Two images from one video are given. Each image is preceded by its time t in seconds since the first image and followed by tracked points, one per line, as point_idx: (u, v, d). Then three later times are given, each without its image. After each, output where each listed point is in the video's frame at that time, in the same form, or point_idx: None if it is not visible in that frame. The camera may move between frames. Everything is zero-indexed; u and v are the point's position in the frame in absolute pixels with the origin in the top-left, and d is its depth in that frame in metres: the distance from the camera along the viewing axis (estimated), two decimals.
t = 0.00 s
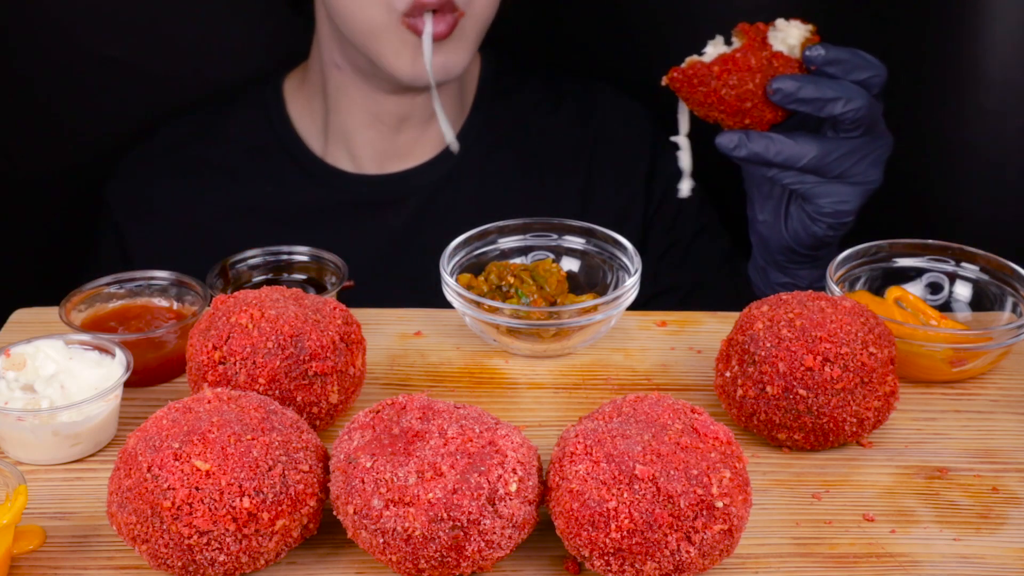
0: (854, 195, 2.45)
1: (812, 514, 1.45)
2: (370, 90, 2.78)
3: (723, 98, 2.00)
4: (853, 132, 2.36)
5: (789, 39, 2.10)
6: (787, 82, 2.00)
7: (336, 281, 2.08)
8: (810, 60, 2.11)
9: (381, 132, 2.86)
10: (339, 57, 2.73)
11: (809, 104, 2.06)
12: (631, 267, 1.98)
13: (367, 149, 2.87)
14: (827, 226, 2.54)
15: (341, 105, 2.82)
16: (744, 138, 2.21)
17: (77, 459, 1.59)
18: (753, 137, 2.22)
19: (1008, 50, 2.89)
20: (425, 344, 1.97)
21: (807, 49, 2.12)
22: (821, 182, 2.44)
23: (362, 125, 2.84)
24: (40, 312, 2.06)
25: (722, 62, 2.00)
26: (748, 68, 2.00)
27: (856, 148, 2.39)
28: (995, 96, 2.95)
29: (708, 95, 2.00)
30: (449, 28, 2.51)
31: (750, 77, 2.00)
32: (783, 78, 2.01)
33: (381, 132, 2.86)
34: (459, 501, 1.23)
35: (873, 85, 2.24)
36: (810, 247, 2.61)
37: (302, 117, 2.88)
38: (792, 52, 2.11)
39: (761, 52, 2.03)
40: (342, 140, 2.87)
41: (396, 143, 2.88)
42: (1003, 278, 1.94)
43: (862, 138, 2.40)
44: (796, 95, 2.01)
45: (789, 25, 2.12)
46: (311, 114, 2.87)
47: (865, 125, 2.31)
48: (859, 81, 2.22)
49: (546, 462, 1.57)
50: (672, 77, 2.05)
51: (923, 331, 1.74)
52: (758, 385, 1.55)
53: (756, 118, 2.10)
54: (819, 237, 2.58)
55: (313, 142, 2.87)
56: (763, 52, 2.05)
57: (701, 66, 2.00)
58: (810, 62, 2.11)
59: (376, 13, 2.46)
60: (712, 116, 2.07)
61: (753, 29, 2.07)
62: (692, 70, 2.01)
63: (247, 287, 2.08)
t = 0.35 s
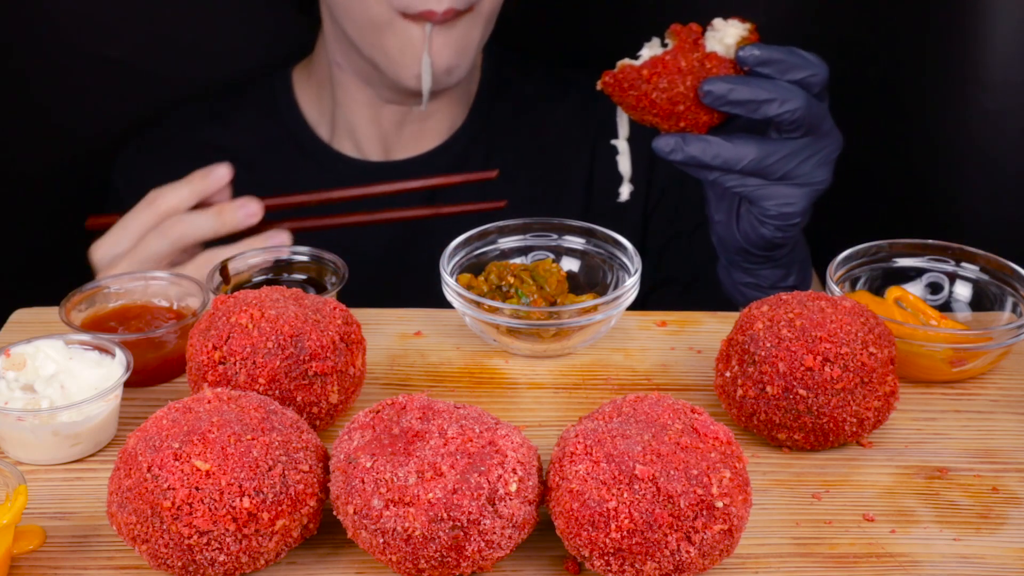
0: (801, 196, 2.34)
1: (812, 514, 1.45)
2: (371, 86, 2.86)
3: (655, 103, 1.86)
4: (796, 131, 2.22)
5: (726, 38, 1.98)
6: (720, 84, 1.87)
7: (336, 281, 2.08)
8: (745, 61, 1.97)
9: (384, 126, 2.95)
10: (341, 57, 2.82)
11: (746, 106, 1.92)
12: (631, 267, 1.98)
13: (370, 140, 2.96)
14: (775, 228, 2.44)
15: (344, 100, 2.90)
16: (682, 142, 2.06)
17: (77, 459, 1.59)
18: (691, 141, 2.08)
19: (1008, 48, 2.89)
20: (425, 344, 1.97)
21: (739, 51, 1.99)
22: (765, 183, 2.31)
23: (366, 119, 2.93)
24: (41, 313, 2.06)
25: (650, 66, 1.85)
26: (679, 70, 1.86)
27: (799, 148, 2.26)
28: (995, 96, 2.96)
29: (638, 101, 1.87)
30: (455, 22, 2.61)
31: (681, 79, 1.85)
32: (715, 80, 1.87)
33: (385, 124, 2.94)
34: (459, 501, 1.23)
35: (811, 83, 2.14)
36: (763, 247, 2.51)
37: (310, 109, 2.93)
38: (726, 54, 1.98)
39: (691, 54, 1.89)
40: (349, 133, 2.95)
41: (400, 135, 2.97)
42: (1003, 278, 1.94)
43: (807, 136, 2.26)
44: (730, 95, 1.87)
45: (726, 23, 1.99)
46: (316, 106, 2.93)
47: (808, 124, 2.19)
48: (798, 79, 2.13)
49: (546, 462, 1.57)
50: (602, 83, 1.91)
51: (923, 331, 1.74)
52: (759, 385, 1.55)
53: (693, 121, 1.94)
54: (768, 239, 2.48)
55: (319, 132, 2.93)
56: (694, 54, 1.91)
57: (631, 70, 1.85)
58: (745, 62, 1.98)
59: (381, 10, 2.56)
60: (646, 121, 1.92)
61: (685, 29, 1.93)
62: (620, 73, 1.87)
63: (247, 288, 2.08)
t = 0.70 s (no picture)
0: (771, 209, 2.33)
1: (812, 514, 1.45)
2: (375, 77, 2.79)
3: (621, 122, 1.90)
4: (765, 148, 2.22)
5: (692, 55, 2.02)
6: (685, 102, 1.90)
7: (336, 282, 2.08)
8: (709, 79, 2.00)
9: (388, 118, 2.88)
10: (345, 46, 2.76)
11: (710, 125, 1.95)
12: (630, 267, 1.98)
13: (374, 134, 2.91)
14: (747, 241, 2.42)
15: (347, 90, 2.84)
16: (651, 159, 2.05)
17: (77, 459, 1.59)
18: (660, 158, 2.07)
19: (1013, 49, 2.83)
20: (425, 344, 1.97)
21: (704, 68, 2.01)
22: (736, 199, 2.30)
23: (369, 111, 2.87)
24: (40, 313, 2.06)
25: (616, 85, 1.90)
26: (644, 89, 1.90)
27: (768, 164, 2.26)
28: (995, 95, 2.91)
29: (606, 119, 1.91)
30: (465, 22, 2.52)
31: (646, 98, 1.90)
32: (679, 98, 1.91)
33: (388, 117, 2.88)
34: (459, 501, 1.23)
35: (777, 99, 2.15)
36: (737, 260, 2.49)
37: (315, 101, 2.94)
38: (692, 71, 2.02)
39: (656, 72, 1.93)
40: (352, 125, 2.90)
41: (406, 128, 2.92)
42: (1003, 278, 1.94)
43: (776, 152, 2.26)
44: (694, 114, 1.91)
45: (692, 40, 2.03)
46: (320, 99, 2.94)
47: (775, 139, 2.19)
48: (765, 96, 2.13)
49: (545, 462, 1.57)
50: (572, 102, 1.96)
51: (923, 331, 1.74)
52: (759, 385, 1.55)
53: (661, 138, 1.99)
54: (739, 252, 2.46)
55: (323, 124, 2.93)
56: (660, 72, 1.94)
57: (597, 89, 1.91)
58: (710, 80, 2.01)
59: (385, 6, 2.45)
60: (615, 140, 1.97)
61: (650, 47, 1.96)
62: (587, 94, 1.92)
63: (247, 288, 2.08)
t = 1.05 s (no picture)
0: (766, 257, 2.41)
1: (812, 514, 1.45)
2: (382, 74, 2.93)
3: (618, 173, 1.91)
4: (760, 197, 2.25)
5: (691, 104, 2.00)
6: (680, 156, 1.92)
7: (336, 281, 2.09)
8: (706, 131, 2.00)
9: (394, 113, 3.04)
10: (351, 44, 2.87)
11: (708, 176, 1.97)
12: (631, 267, 1.98)
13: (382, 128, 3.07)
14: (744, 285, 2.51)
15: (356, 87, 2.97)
16: (647, 208, 2.06)
17: (77, 459, 1.59)
18: (656, 208, 2.08)
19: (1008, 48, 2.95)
20: (425, 344, 1.97)
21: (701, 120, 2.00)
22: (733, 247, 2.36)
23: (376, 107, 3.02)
24: (40, 312, 2.06)
25: (613, 137, 1.89)
26: (642, 141, 1.90)
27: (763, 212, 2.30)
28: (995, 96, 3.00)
29: (602, 170, 1.92)
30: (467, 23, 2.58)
31: (645, 151, 1.90)
32: (675, 151, 1.92)
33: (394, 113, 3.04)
34: (459, 501, 1.23)
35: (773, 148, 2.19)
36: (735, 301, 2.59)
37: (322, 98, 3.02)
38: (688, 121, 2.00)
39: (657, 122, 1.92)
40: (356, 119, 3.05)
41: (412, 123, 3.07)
42: (1003, 278, 1.94)
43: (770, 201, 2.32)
44: (689, 166, 1.92)
45: (692, 89, 2.02)
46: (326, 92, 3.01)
47: (771, 190, 2.24)
48: (760, 146, 2.17)
49: (546, 462, 1.57)
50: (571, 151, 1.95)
51: (923, 331, 1.74)
52: (759, 385, 1.55)
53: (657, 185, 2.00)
54: (736, 293, 2.56)
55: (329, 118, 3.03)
56: (657, 124, 1.93)
57: (594, 141, 1.90)
58: (706, 133, 2.01)
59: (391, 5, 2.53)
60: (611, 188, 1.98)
61: (648, 98, 1.94)
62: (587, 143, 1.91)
63: (247, 288, 2.08)
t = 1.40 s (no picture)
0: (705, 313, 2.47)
1: (812, 514, 1.45)
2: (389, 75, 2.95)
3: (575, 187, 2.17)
4: (701, 258, 2.40)
5: (670, 148, 2.25)
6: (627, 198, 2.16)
7: (336, 281, 2.08)
8: (661, 181, 2.20)
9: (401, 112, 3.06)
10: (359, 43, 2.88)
11: (647, 224, 2.21)
12: (631, 267, 1.98)
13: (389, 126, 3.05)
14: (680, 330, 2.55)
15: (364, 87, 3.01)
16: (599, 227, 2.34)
17: (77, 459, 1.59)
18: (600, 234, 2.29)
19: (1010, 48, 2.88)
20: (425, 344, 1.97)
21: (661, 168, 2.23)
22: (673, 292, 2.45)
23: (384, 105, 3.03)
24: (40, 312, 2.06)
25: (579, 157, 2.14)
26: (600, 172, 2.13)
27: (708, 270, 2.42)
28: (994, 96, 2.95)
29: (568, 181, 2.19)
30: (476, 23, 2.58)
31: (599, 180, 2.14)
32: (627, 189, 2.17)
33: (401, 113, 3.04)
34: (459, 501, 1.23)
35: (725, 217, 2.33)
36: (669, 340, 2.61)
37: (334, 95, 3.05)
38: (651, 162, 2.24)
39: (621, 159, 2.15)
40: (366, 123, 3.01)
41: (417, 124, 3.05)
42: (1003, 278, 1.94)
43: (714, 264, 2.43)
44: (631, 210, 2.17)
45: (677, 134, 2.26)
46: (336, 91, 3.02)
47: (710, 253, 2.37)
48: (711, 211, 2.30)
49: (546, 462, 1.57)
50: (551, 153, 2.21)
51: (923, 331, 1.73)
52: (759, 385, 1.55)
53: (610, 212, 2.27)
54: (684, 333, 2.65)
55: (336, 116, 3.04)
56: (621, 159, 2.15)
57: (565, 155, 2.16)
58: (661, 182, 2.21)
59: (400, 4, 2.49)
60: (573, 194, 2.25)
61: (620, 131, 2.16)
62: (562, 153, 2.18)
63: (247, 288, 2.08)
